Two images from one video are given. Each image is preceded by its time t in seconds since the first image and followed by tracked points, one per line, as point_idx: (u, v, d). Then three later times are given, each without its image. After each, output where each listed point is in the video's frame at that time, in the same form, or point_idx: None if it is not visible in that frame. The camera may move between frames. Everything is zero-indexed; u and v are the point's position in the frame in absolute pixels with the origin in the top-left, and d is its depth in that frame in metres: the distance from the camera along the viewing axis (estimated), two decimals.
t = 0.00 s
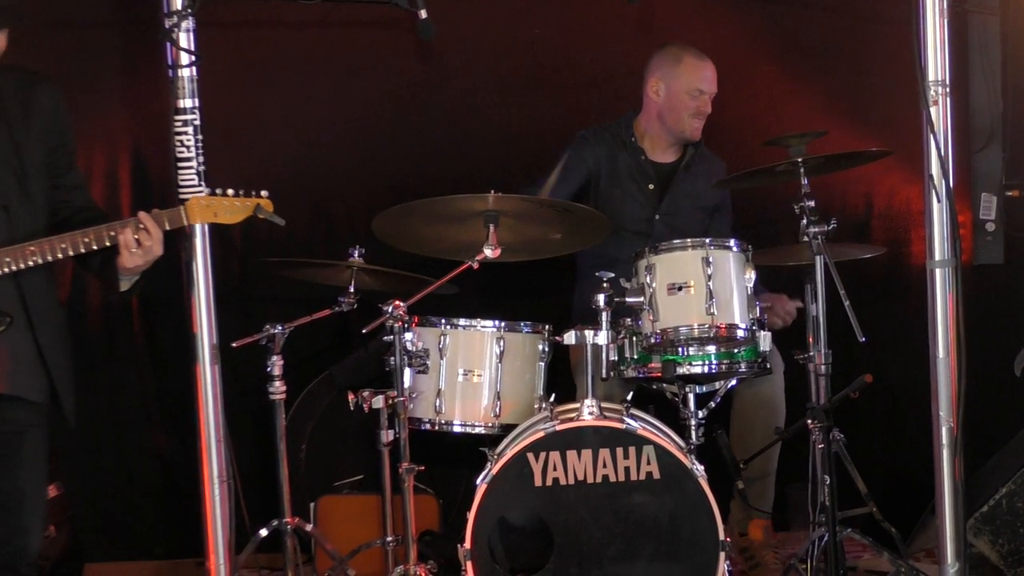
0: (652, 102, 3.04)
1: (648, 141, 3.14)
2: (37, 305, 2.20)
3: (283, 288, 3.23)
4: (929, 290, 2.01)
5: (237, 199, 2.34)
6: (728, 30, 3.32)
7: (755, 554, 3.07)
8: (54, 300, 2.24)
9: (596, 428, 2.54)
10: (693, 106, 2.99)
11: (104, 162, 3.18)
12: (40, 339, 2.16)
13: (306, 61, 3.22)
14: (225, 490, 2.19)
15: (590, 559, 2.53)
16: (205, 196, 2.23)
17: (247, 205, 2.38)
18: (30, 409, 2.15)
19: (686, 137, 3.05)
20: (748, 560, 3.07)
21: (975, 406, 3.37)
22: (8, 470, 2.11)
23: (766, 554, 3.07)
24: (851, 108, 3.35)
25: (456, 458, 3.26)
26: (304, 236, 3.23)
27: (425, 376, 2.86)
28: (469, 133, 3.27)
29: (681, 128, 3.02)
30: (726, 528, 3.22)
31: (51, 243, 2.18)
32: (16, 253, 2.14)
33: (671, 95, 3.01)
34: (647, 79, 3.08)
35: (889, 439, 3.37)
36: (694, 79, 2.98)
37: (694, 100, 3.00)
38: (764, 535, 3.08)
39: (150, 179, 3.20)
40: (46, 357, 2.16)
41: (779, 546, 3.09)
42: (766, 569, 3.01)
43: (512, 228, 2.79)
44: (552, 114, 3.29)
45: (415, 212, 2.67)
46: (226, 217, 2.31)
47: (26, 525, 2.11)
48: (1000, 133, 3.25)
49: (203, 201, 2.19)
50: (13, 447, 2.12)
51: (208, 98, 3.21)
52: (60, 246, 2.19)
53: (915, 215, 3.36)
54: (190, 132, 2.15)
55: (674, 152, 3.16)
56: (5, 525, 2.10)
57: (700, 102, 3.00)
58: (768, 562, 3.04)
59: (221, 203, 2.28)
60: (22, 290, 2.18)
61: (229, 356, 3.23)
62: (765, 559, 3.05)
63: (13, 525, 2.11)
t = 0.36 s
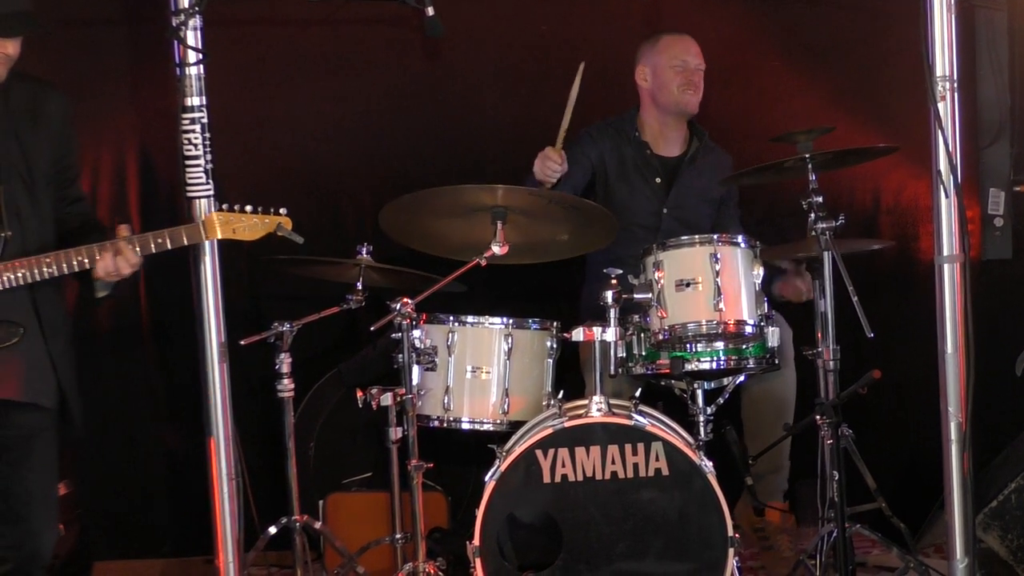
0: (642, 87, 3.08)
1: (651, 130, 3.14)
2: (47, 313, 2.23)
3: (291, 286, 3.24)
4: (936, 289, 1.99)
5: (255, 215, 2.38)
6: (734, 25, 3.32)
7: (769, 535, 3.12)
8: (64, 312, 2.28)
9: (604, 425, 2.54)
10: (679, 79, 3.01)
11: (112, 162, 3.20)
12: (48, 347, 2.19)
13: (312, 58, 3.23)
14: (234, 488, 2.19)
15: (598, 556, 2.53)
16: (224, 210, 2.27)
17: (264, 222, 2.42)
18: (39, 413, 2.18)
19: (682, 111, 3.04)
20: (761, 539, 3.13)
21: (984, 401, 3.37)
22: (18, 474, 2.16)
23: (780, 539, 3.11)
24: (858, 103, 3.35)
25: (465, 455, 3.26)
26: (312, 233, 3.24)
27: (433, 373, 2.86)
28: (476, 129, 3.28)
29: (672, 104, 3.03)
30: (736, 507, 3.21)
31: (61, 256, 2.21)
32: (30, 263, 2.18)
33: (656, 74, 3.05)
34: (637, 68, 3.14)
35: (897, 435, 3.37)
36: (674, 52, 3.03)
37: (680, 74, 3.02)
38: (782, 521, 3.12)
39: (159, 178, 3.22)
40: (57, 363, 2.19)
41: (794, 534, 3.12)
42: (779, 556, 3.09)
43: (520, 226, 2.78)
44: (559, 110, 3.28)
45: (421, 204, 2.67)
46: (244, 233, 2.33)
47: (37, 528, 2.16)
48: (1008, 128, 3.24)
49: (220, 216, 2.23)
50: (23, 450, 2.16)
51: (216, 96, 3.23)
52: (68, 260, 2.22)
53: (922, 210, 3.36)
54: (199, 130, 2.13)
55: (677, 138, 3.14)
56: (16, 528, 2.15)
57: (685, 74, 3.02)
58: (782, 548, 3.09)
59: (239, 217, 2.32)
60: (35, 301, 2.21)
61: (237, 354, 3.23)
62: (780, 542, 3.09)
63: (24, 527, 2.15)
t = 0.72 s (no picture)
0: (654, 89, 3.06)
1: (659, 133, 3.13)
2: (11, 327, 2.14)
3: (298, 285, 3.25)
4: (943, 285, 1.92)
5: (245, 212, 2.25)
6: (740, 22, 3.32)
7: (777, 538, 3.07)
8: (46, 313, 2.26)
9: (612, 423, 2.53)
10: (689, 88, 2.98)
11: (119, 161, 3.21)
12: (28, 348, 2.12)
13: (319, 58, 3.24)
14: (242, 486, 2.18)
15: (607, 554, 2.53)
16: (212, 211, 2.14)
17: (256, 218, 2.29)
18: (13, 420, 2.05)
19: (689, 121, 3.02)
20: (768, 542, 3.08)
21: (992, 398, 3.37)
22: None
23: (789, 540, 3.07)
24: (865, 99, 3.34)
25: (473, 453, 3.26)
26: (319, 232, 3.25)
27: (440, 372, 2.86)
28: (483, 128, 3.28)
29: (679, 111, 3.01)
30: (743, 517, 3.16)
31: (40, 260, 2.14)
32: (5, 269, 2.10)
33: (670, 78, 3.02)
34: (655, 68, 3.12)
35: (905, 431, 3.37)
36: (691, 61, 2.99)
37: (691, 82, 2.99)
38: (788, 521, 3.10)
39: (166, 178, 3.23)
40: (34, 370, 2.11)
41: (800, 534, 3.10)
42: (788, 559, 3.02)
43: (528, 221, 2.78)
44: (565, 108, 3.29)
45: (428, 212, 2.67)
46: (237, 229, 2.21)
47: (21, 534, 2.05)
48: (1017, 123, 3.25)
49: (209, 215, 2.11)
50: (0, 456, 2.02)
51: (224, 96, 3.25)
52: (47, 265, 2.15)
53: (929, 206, 3.36)
54: (207, 130, 2.07)
55: (685, 144, 3.13)
56: (2, 538, 2.03)
57: (698, 84, 2.99)
58: (791, 549, 3.04)
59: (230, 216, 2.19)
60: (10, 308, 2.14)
61: (245, 353, 3.23)
62: (789, 545, 3.05)
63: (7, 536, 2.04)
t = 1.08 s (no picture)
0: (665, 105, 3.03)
1: (666, 142, 3.12)
2: (2, 325, 2.24)
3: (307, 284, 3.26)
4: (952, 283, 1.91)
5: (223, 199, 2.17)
6: (748, 20, 3.32)
7: (786, 544, 3.11)
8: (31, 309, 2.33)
9: (621, 421, 2.53)
10: (698, 116, 2.97)
11: (128, 161, 3.23)
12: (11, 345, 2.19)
13: (327, 57, 3.25)
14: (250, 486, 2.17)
15: (615, 552, 2.53)
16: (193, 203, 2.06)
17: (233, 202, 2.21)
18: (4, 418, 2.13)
19: (697, 144, 3.04)
20: (776, 548, 3.12)
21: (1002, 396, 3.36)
22: None
23: (795, 544, 3.10)
24: (873, 98, 3.34)
25: (482, 451, 3.25)
26: (328, 231, 3.26)
27: (449, 371, 2.85)
28: (491, 126, 3.28)
29: (686, 134, 3.02)
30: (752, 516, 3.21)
31: (23, 257, 2.25)
32: None
33: (683, 102, 2.98)
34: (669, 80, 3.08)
35: (913, 429, 3.37)
36: (707, 90, 2.94)
37: (701, 110, 2.97)
38: (794, 525, 3.12)
39: (175, 178, 3.26)
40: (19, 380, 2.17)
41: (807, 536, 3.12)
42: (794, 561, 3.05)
43: (537, 222, 2.78)
44: (573, 107, 3.29)
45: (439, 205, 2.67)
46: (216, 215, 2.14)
47: (26, 529, 2.14)
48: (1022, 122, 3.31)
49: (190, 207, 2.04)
50: None
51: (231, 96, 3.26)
52: (31, 260, 2.25)
53: (939, 204, 3.36)
54: (214, 130, 2.12)
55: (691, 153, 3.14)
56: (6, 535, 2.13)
57: (710, 113, 2.97)
58: (799, 552, 3.07)
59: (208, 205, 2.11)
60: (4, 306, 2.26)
61: (254, 353, 3.25)
62: (796, 549, 3.08)
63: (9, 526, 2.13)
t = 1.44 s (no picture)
0: (681, 100, 3.04)
1: (680, 141, 3.13)
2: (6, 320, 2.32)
3: (317, 283, 3.30)
4: (963, 281, 1.92)
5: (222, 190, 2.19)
6: (758, 19, 3.32)
7: (796, 535, 3.10)
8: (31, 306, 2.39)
9: (630, 419, 2.52)
10: (719, 105, 2.98)
11: (137, 158, 3.24)
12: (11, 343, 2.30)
13: (337, 56, 3.26)
14: (262, 481, 2.18)
15: (625, 550, 2.52)
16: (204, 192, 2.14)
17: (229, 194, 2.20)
18: None
19: (717, 138, 3.04)
20: (785, 537, 3.12)
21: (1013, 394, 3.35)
22: None
23: (807, 536, 3.09)
24: (883, 95, 3.34)
25: (493, 449, 3.26)
26: (338, 229, 3.27)
27: (459, 368, 2.83)
28: (500, 124, 3.28)
29: (706, 126, 3.02)
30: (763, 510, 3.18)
31: (23, 257, 2.29)
32: None
33: (701, 95, 3.00)
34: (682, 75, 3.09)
35: (922, 427, 3.38)
36: (724, 78, 2.96)
37: (720, 100, 2.98)
38: (806, 517, 3.12)
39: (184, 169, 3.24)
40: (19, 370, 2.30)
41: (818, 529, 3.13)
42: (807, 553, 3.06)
43: (545, 220, 2.77)
44: (583, 105, 3.29)
45: (447, 204, 2.66)
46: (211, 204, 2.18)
47: (19, 522, 2.26)
48: None
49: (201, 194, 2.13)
50: None
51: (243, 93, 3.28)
52: (29, 259, 2.29)
53: (949, 202, 3.35)
54: (226, 127, 2.13)
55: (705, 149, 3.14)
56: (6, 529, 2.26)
57: (729, 102, 2.98)
58: (810, 545, 3.07)
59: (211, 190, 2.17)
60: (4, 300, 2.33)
61: (264, 351, 3.26)
62: (808, 541, 3.08)
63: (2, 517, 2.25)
